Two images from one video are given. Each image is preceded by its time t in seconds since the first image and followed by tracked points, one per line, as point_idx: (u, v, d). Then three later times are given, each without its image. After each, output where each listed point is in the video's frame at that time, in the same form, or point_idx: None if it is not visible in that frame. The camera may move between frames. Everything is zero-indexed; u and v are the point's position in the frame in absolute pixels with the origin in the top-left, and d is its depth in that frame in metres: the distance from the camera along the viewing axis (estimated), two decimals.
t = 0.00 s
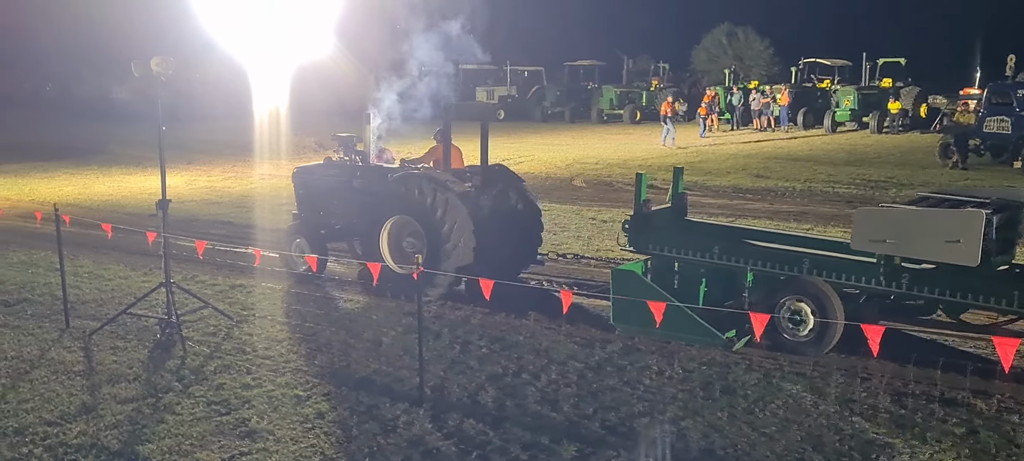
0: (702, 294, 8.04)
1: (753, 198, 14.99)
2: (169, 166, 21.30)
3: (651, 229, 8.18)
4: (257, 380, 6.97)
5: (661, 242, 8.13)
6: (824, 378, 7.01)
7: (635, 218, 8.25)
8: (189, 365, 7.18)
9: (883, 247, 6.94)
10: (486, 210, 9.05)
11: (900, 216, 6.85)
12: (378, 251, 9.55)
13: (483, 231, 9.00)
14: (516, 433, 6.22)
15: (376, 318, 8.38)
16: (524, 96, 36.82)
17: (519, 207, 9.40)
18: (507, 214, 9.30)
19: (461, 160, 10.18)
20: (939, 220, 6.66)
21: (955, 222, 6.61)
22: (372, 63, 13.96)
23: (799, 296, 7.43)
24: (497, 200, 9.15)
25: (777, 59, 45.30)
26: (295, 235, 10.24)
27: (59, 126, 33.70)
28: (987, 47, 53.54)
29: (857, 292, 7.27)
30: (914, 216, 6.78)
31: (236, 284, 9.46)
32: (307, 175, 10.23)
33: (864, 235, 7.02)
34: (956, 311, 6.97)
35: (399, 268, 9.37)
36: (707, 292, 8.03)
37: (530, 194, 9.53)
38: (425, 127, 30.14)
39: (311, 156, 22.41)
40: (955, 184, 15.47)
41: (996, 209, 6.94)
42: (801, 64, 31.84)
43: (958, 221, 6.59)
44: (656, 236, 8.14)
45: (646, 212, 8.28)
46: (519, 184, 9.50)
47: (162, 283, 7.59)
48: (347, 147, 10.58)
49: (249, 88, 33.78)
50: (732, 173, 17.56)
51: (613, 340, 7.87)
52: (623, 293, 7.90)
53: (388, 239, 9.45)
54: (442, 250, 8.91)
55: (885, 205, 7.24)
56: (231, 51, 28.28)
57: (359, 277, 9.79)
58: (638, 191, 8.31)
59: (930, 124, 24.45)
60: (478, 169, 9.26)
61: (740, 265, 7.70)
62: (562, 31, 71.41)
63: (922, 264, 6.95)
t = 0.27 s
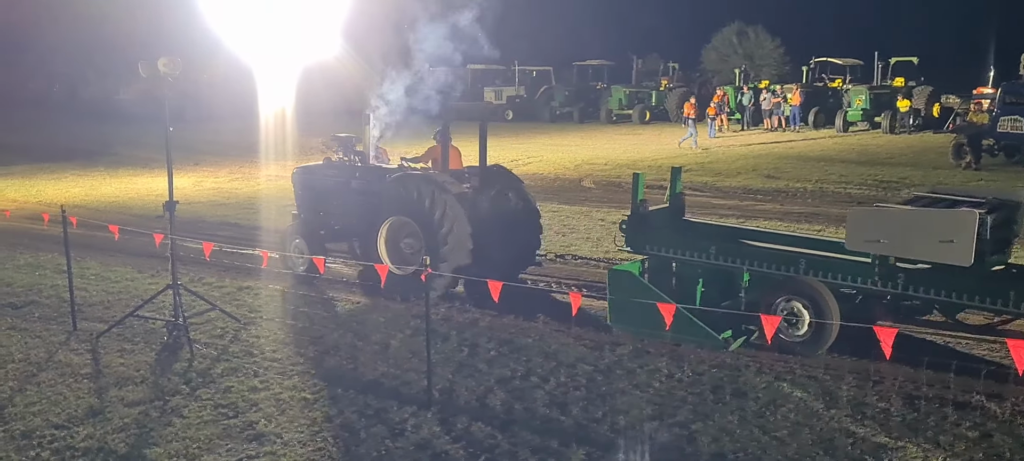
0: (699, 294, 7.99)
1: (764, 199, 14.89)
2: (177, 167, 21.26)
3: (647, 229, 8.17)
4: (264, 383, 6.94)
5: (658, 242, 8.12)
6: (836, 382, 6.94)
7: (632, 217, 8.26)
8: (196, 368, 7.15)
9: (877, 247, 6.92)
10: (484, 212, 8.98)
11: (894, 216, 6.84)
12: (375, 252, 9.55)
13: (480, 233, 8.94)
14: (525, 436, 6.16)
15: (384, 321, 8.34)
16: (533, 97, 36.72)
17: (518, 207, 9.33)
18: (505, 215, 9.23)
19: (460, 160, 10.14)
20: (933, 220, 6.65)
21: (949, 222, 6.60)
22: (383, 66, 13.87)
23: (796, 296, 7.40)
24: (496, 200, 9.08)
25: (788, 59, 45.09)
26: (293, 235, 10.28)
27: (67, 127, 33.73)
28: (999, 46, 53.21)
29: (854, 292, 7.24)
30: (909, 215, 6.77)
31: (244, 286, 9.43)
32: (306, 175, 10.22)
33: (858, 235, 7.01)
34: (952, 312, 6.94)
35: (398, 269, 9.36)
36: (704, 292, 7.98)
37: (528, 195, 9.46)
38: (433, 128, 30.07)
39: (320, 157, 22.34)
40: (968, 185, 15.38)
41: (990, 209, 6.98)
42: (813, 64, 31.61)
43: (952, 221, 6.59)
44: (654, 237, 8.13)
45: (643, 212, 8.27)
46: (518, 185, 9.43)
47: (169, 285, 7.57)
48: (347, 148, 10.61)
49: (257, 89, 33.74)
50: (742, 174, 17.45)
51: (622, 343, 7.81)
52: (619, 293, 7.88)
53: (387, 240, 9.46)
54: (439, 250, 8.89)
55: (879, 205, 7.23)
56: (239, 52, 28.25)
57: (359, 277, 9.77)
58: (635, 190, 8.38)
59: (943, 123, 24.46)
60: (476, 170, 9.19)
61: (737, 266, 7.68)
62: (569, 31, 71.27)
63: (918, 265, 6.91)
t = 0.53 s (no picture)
0: (695, 294, 8.05)
1: (774, 199, 14.86)
2: (187, 168, 21.33)
3: (645, 228, 8.10)
4: (275, 383, 6.95)
5: (655, 240, 8.06)
6: (847, 382, 6.92)
7: (630, 217, 8.18)
8: (207, 368, 7.18)
9: (870, 246, 6.92)
10: (485, 212, 9.05)
11: (885, 215, 6.82)
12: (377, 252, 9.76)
13: (481, 233, 9.04)
14: (535, 436, 6.17)
15: (393, 320, 8.36)
16: (543, 97, 36.72)
17: (520, 207, 9.36)
18: (506, 215, 9.28)
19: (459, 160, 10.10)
20: (924, 218, 6.63)
21: (940, 220, 6.58)
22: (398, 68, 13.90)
23: (791, 294, 7.48)
24: (497, 201, 9.14)
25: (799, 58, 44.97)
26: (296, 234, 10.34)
27: (79, 127, 33.87)
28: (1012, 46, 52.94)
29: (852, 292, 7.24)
30: (900, 214, 6.74)
31: (255, 286, 9.46)
32: (309, 174, 10.34)
33: (852, 234, 7.00)
34: (946, 309, 6.98)
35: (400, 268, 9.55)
36: (700, 292, 8.03)
37: (529, 194, 9.48)
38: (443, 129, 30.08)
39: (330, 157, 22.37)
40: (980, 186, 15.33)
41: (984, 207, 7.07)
42: (824, 64, 31.44)
43: (943, 219, 6.56)
44: (651, 235, 8.08)
45: (642, 211, 8.21)
46: (519, 184, 9.45)
47: (181, 285, 7.60)
48: (350, 147, 10.69)
49: (268, 90, 33.81)
50: (752, 174, 17.41)
51: (632, 343, 7.81)
52: (616, 292, 7.90)
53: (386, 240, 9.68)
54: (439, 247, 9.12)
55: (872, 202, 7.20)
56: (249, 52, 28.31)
57: (363, 277, 9.84)
58: (633, 190, 8.26)
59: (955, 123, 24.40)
60: (476, 170, 9.21)
61: (734, 265, 7.68)
62: (577, 30, 71.23)
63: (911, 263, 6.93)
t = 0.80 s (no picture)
0: (693, 293, 8.17)
1: (787, 199, 14.74)
2: (196, 168, 21.25)
3: (642, 228, 8.27)
4: (283, 384, 6.90)
5: (653, 240, 8.22)
6: (861, 384, 6.85)
7: (628, 216, 8.34)
8: (215, 369, 7.13)
9: (862, 244, 6.98)
10: (482, 211, 9.05)
11: (878, 213, 6.87)
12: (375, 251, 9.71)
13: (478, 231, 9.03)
14: (545, 438, 6.10)
15: (402, 321, 8.30)
16: (553, 96, 36.60)
17: (518, 207, 9.38)
18: (505, 215, 9.29)
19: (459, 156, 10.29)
20: (916, 216, 6.67)
21: (932, 218, 6.62)
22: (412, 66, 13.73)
23: (785, 292, 7.55)
24: (495, 200, 9.16)
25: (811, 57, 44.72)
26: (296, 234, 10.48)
27: (87, 127, 33.83)
28: None
29: (846, 289, 7.39)
30: (892, 212, 6.79)
31: (263, 286, 9.41)
32: (309, 174, 10.43)
33: (844, 233, 7.10)
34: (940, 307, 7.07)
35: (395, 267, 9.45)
36: (697, 291, 8.16)
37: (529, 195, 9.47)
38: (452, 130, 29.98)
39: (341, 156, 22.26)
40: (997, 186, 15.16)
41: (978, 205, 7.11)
42: (837, 63, 31.21)
43: (935, 217, 6.60)
44: (648, 234, 8.23)
45: (638, 210, 8.39)
46: (518, 185, 9.46)
47: (189, 285, 7.56)
48: (348, 145, 10.70)
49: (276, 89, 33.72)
50: (765, 173, 17.31)
51: (643, 344, 7.74)
52: (613, 290, 8.02)
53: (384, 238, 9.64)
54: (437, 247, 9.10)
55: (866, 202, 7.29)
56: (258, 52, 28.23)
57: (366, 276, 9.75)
58: (630, 188, 8.41)
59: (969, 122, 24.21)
60: (475, 170, 9.23)
61: (730, 263, 7.81)
62: (585, 29, 71.09)
63: (906, 262, 6.97)
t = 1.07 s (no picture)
0: (688, 290, 8.13)
1: (798, 198, 14.69)
2: (206, 167, 21.26)
3: (637, 225, 8.25)
4: (294, 383, 6.91)
5: (649, 237, 8.18)
6: (873, 383, 6.83)
7: (624, 214, 8.36)
8: (226, 368, 7.14)
9: (854, 241, 7.07)
10: (480, 208, 9.52)
11: (869, 210, 6.96)
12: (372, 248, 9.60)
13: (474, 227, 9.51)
14: (556, 437, 6.10)
15: (412, 320, 8.31)
16: (563, 95, 36.56)
17: (515, 205, 9.79)
18: (502, 211, 9.73)
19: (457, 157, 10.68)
20: (907, 214, 6.76)
21: (922, 216, 6.71)
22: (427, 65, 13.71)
23: (779, 290, 7.49)
24: (493, 198, 9.57)
25: (824, 55, 44.55)
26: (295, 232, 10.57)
27: (97, 126, 33.90)
28: None
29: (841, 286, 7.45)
30: (883, 210, 6.88)
31: (273, 286, 9.42)
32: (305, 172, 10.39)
33: (837, 230, 7.17)
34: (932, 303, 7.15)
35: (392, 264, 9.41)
36: (693, 289, 8.12)
37: (525, 191, 9.86)
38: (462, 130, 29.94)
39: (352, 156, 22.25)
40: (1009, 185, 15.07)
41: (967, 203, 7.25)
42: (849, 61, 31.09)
43: (925, 214, 6.70)
44: (644, 231, 8.20)
45: (634, 207, 8.40)
46: (515, 182, 9.84)
47: (199, 284, 7.57)
48: (349, 145, 10.91)
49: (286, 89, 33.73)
50: (777, 173, 17.27)
51: (654, 343, 7.72)
52: (609, 286, 8.02)
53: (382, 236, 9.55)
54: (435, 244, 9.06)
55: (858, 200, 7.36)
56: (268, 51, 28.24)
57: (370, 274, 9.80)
58: (626, 187, 8.52)
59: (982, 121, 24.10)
60: (473, 168, 9.60)
61: (725, 261, 7.79)
62: (594, 29, 71.01)
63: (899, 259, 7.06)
